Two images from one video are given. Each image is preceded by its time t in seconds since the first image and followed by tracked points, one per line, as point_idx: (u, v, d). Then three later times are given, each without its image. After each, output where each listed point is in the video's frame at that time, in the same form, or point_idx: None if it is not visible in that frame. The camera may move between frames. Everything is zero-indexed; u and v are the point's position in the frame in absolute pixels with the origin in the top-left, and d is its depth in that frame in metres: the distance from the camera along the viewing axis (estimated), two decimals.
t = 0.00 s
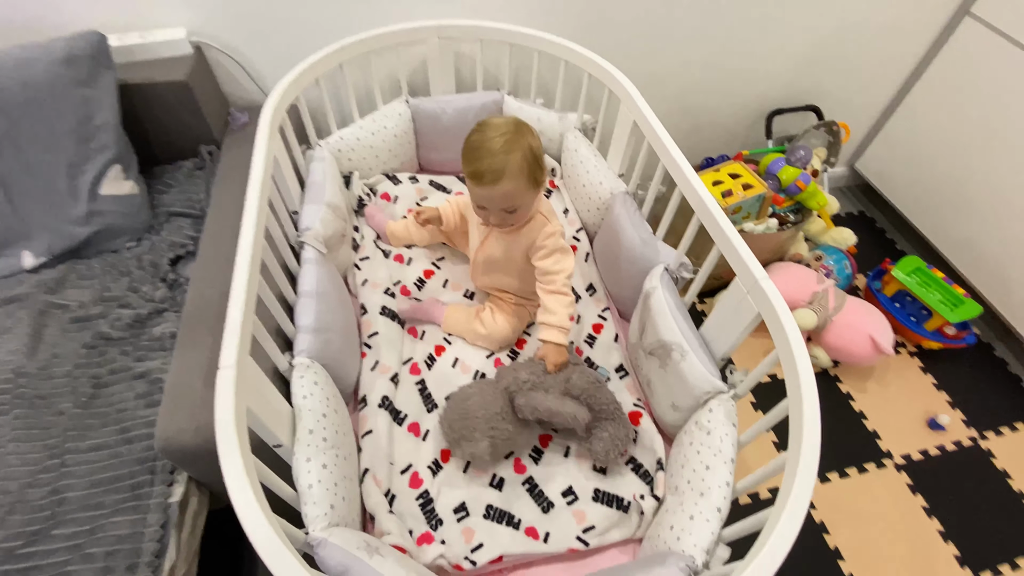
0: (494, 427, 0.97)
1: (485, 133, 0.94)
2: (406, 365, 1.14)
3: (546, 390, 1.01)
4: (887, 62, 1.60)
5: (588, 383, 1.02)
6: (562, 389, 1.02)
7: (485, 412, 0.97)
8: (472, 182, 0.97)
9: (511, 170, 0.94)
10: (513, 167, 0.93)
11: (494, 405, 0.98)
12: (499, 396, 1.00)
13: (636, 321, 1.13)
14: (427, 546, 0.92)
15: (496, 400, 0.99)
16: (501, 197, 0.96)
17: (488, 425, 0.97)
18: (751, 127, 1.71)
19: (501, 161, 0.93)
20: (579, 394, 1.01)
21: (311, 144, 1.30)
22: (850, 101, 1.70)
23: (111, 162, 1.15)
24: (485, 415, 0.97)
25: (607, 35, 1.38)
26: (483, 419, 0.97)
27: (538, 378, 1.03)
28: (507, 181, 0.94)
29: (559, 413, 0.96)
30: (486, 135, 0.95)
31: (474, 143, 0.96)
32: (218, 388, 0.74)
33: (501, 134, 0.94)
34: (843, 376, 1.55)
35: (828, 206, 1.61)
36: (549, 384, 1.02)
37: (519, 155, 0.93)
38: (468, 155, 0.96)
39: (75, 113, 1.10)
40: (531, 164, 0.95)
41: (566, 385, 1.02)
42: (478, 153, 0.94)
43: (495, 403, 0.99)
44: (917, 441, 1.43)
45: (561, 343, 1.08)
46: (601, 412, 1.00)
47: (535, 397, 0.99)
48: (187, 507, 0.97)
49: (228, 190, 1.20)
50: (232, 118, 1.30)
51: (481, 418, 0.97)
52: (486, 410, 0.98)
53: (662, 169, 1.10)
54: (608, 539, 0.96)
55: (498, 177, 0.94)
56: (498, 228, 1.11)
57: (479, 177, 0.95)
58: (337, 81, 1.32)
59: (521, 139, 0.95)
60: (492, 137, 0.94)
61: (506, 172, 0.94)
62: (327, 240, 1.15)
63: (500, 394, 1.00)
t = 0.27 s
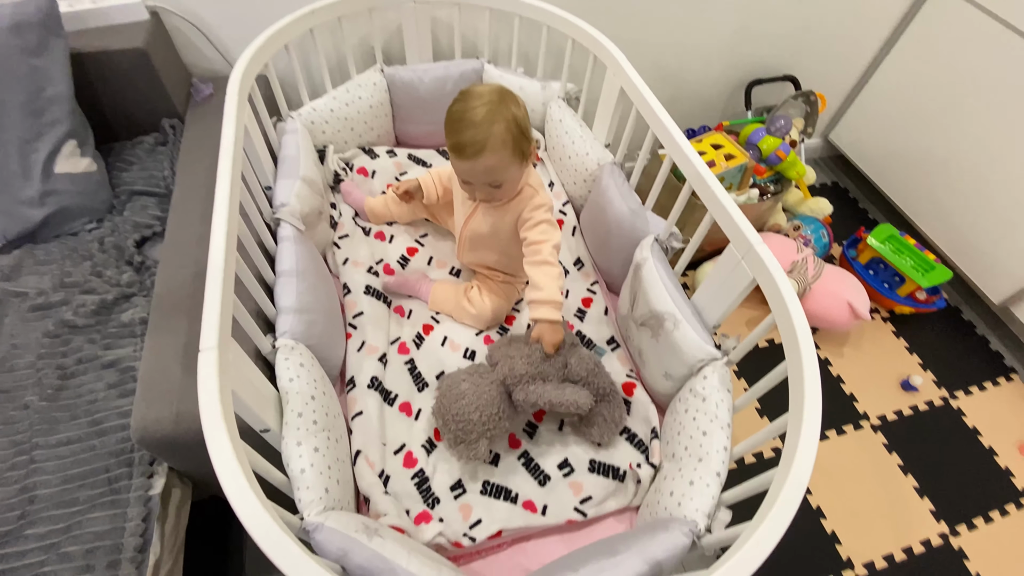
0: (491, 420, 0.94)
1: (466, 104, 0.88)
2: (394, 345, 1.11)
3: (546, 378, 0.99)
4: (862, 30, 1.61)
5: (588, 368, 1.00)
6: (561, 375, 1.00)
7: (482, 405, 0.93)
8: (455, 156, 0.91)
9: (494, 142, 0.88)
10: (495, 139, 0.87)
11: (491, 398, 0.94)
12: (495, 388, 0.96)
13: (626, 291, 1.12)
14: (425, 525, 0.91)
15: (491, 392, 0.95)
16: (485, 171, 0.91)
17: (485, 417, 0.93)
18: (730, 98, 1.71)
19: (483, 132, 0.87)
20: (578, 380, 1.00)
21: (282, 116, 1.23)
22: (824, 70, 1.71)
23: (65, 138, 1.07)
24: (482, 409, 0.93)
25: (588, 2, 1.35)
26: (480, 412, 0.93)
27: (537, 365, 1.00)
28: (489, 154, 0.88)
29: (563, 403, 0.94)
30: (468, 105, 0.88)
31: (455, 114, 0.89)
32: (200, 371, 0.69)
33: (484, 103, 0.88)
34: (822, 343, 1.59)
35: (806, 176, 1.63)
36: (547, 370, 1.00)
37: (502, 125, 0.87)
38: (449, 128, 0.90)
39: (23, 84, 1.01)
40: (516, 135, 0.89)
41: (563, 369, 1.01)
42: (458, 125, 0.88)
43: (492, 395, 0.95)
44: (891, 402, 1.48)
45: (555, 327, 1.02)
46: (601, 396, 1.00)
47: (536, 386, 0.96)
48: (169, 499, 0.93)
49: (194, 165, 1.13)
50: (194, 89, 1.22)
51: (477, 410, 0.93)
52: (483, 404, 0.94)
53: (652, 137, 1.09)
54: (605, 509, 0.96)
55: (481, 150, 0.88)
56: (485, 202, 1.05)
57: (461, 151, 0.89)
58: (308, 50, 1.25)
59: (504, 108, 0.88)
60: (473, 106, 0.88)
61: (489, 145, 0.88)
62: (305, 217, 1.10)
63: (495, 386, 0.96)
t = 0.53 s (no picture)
0: (516, 355, 0.81)
1: (454, 92, 0.84)
2: (382, 330, 1.10)
3: (575, 303, 0.81)
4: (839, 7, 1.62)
5: (622, 291, 0.83)
6: (591, 298, 0.82)
7: (507, 344, 0.80)
8: (452, 145, 0.89)
9: (492, 126, 0.86)
10: (493, 123, 0.85)
11: (516, 335, 0.80)
12: (519, 322, 0.82)
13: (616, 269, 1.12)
14: (422, 508, 0.91)
15: (518, 325, 0.81)
16: (488, 154, 0.90)
17: (512, 355, 0.81)
18: (710, 76, 1.71)
19: (480, 120, 0.84)
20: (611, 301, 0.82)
21: (256, 94, 1.18)
22: (802, 48, 1.73)
23: (25, 119, 1.01)
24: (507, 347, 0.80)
25: None
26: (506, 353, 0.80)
27: (564, 293, 0.82)
28: (490, 138, 0.87)
29: (596, 326, 0.79)
30: (456, 93, 0.84)
31: (445, 104, 0.86)
32: (185, 358, 0.65)
33: (471, 86, 0.84)
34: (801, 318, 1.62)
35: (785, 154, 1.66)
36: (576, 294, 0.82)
37: (496, 107, 0.85)
38: (442, 118, 0.87)
39: None
40: (511, 111, 0.87)
41: (595, 291, 0.82)
42: (452, 116, 0.85)
43: (517, 330, 0.81)
44: (868, 372, 1.53)
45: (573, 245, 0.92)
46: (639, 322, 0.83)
47: (564, 313, 0.80)
48: (154, 494, 0.90)
49: (164, 147, 1.08)
50: (162, 67, 1.17)
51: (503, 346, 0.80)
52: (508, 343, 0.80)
53: (640, 112, 1.10)
54: (600, 486, 0.97)
55: (481, 137, 0.86)
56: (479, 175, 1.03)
57: (460, 141, 0.87)
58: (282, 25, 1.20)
59: (493, 88, 0.85)
60: (462, 94, 0.84)
61: (487, 131, 0.86)
62: (285, 199, 1.06)
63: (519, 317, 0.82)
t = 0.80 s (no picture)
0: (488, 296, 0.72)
1: (465, 67, 0.82)
2: (372, 326, 1.09)
3: (555, 244, 0.73)
4: None
5: (610, 236, 0.77)
6: (577, 240, 0.76)
7: (478, 283, 0.72)
8: (460, 124, 0.86)
9: (504, 102, 0.84)
10: (506, 99, 0.84)
11: (488, 277, 0.73)
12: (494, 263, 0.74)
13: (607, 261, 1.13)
14: (418, 504, 0.91)
15: (495, 270, 0.73)
16: (497, 133, 0.88)
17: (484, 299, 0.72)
18: (695, 66, 1.72)
19: (493, 95, 0.83)
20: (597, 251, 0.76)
21: (236, 86, 1.15)
22: (785, 38, 1.74)
23: None
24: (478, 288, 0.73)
25: None
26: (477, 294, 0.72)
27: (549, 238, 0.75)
28: (501, 115, 0.85)
29: (573, 263, 0.68)
30: (466, 69, 0.83)
31: (454, 80, 0.83)
32: (173, 358, 0.63)
33: (480, 62, 0.83)
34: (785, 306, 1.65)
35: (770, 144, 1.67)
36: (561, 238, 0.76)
37: (508, 82, 0.83)
38: (450, 95, 0.84)
39: None
40: (520, 90, 0.86)
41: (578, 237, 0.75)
42: (462, 92, 0.83)
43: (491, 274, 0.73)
44: (850, 358, 1.56)
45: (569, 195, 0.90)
46: (626, 272, 0.76)
47: (538, 250, 0.72)
48: (143, 496, 0.88)
49: (142, 141, 1.04)
50: (137, 58, 1.13)
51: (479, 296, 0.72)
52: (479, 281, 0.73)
53: (629, 103, 1.09)
54: (594, 477, 0.98)
55: (493, 113, 0.84)
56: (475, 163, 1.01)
57: (471, 118, 0.84)
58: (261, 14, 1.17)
59: (503, 64, 0.84)
60: (473, 69, 0.82)
61: (500, 106, 0.84)
62: (269, 193, 1.04)
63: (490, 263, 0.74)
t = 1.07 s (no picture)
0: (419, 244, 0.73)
1: (473, 75, 0.83)
2: (371, 329, 1.09)
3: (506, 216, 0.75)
4: None
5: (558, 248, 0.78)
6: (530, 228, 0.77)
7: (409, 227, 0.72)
8: (467, 131, 0.86)
9: (511, 111, 0.85)
10: (514, 108, 0.85)
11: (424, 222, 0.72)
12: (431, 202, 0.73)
13: (604, 262, 1.14)
14: (421, 505, 0.92)
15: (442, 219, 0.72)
16: (503, 142, 0.88)
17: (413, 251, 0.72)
18: (687, 67, 1.74)
19: (501, 103, 0.83)
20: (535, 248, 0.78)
21: (232, 88, 1.14)
22: (774, 39, 1.76)
23: None
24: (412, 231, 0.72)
25: None
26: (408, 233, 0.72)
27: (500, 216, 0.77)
28: (509, 123, 0.86)
29: (509, 244, 0.72)
30: (474, 77, 0.83)
31: (462, 88, 0.84)
32: (180, 365, 0.63)
33: (490, 72, 0.84)
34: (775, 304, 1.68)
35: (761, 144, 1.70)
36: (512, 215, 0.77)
37: (516, 91, 0.84)
38: (458, 102, 0.84)
39: None
40: (527, 100, 0.87)
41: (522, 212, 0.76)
42: (470, 100, 0.83)
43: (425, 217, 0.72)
44: (840, 354, 1.59)
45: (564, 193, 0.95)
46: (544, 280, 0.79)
47: (487, 214, 0.73)
48: (145, 502, 0.88)
49: (137, 145, 1.04)
50: (130, 60, 1.12)
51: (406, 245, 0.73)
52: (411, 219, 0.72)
53: (625, 106, 1.10)
54: (594, 475, 0.99)
55: (500, 121, 0.85)
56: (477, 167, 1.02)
57: (478, 125, 0.84)
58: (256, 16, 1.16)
59: (512, 72, 0.85)
60: (481, 77, 0.83)
61: (507, 114, 0.84)
62: (267, 197, 1.04)
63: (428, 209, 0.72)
